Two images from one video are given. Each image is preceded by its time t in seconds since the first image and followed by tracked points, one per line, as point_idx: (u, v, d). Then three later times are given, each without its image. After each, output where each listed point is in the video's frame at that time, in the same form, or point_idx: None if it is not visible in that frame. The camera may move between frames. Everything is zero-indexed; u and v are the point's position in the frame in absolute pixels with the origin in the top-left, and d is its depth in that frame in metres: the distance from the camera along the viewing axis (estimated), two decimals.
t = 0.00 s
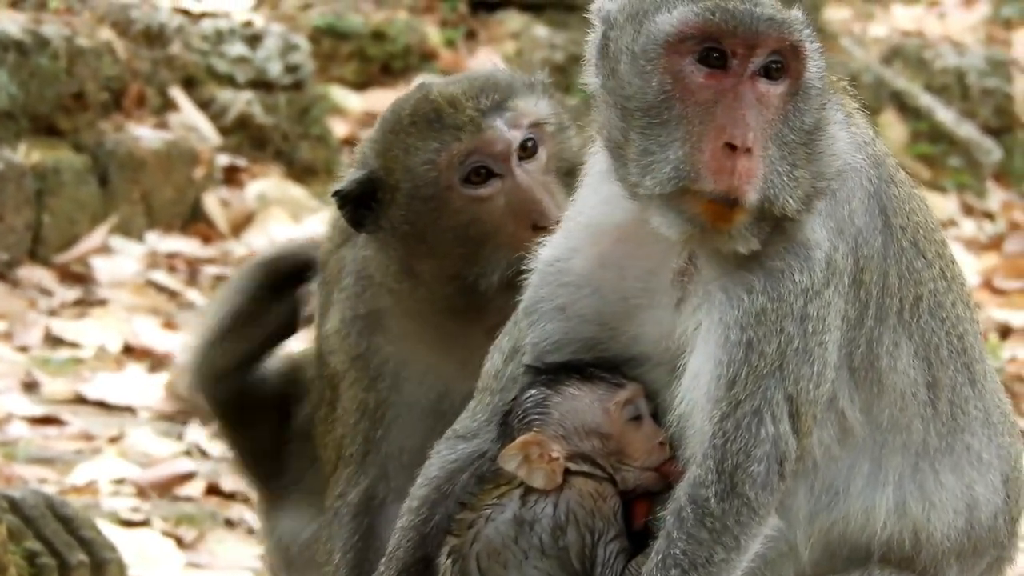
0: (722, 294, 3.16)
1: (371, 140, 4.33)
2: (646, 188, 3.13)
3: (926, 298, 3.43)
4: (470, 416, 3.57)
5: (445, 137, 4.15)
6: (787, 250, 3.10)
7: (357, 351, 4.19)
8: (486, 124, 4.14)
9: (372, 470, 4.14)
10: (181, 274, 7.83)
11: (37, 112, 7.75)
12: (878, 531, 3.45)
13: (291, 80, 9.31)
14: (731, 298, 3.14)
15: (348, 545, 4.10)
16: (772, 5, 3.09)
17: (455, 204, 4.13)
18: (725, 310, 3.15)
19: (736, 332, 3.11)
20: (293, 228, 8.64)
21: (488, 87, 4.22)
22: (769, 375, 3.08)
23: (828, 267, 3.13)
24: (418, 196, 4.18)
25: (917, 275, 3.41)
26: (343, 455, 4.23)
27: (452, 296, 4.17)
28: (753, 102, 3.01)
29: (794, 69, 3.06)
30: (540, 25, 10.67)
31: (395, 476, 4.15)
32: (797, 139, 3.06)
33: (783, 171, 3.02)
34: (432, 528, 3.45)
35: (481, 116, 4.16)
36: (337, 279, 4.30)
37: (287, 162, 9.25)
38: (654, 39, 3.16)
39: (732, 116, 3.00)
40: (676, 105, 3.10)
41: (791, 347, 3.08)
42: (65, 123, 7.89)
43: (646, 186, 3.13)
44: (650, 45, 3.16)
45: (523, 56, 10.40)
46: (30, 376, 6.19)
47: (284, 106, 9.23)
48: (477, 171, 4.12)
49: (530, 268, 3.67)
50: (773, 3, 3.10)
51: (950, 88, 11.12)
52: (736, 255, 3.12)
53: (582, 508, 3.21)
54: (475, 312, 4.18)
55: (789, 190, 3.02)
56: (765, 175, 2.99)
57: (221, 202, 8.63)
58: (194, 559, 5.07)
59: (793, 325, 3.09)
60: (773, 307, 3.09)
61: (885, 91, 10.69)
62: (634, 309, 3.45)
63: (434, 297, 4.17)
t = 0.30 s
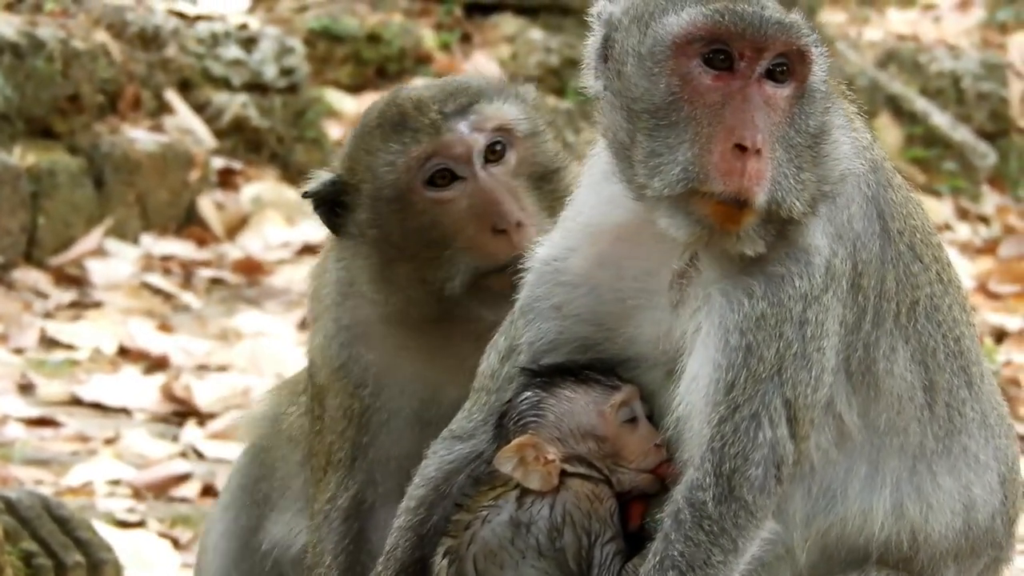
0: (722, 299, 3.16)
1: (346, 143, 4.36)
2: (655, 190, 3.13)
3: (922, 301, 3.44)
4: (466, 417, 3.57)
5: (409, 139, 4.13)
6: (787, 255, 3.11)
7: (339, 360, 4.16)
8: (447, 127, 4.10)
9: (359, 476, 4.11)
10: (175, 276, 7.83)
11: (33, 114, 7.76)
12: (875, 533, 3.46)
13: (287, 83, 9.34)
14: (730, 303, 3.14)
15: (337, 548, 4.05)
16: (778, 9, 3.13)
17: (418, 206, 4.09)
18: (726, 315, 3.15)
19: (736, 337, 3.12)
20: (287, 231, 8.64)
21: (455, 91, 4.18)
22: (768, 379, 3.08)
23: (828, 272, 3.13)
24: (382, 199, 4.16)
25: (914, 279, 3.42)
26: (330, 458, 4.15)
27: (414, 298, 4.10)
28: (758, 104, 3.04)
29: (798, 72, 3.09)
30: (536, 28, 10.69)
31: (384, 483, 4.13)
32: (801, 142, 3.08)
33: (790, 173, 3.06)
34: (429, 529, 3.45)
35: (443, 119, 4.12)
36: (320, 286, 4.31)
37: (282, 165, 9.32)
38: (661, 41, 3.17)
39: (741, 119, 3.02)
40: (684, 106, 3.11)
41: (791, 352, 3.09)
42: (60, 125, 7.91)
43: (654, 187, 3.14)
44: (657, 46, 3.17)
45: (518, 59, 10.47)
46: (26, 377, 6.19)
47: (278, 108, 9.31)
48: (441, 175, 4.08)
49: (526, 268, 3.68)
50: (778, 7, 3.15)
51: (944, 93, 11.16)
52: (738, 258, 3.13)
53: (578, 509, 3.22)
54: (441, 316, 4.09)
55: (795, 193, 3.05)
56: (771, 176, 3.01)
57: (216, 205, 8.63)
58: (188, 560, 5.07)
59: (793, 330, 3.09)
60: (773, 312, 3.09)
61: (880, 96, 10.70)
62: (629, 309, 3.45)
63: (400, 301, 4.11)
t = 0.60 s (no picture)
0: (724, 301, 3.16)
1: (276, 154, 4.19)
2: (666, 186, 3.12)
3: (921, 303, 3.44)
4: (464, 416, 3.56)
5: (325, 156, 3.94)
6: (788, 258, 3.11)
7: (280, 378, 4.03)
8: (364, 143, 3.91)
9: (316, 490, 4.02)
10: (174, 278, 7.82)
11: (31, 115, 7.77)
12: (873, 533, 3.46)
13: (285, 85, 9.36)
14: (732, 305, 3.14)
15: (303, 559, 3.98)
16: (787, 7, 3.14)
17: (335, 219, 3.90)
18: (728, 316, 3.15)
19: (737, 338, 3.12)
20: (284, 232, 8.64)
21: (383, 106, 4.00)
22: (769, 382, 3.08)
23: (829, 274, 3.13)
24: (302, 211, 3.98)
25: (913, 280, 3.42)
26: (285, 471, 4.04)
27: (332, 312, 3.94)
28: (770, 101, 3.04)
29: (807, 70, 3.10)
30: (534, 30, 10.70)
31: (341, 491, 4.06)
32: (810, 141, 3.09)
33: (800, 172, 3.06)
34: (429, 531, 3.45)
35: (362, 134, 3.93)
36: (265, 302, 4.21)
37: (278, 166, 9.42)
38: (670, 38, 3.14)
39: (754, 115, 3.01)
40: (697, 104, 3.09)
41: (792, 354, 3.09)
42: (58, 126, 7.93)
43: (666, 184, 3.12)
44: (667, 41, 3.15)
45: (516, 60, 10.54)
46: (24, 379, 6.19)
47: (276, 109, 9.30)
48: (356, 189, 3.89)
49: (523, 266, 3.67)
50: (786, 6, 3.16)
51: (942, 94, 11.16)
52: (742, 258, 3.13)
53: (576, 511, 3.23)
54: (362, 334, 3.92)
55: (806, 190, 3.07)
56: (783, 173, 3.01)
57: (214, 206, 8.62)
58: (187, 561, 5.07)
59: (794, 332, 3.10)
60: (774, 314, 3.10)
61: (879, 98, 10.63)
62: (627, 307, 3.44)
63: (321, 315, 3.97)
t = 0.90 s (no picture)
0: (731, 303, 3.16)
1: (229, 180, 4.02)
2: (693, 179, 3.12)
3: (920, 301, 3.44)
4: (464, 409, 3.55)
5: (272, 190, 3.75)
6: (792, 261, 3.12)
7: (242, 404, 3.91)
8: (311, 179, 3.71)
9: (289, 503, 3.93)
10: (173, 279, 7.82)
11: (30, 117, 7.78)
12: (872, 527, 3.46)
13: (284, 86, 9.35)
14: (738, 307, 3.14)
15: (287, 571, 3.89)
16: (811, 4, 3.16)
17: (281, 250, 3.73)
18: (734, 318, 3.15)
19: (743, 340, 3.12)
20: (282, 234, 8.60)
21: (335, 140, 3.81)
22: (773, 385, 3.08)
23: (833, 275, 3.13)
24: (250, 241, 3.81)
25: (912, 279, 3.42)
26: (257, 486, 3.95)
27: (281, 339, 3.79)
28: (797, 96, 3.05)
29: (829, 65, 3.12)
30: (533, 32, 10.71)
31: (318, 499, 3.98)
32: (829, 138, 3.10)
33: (822, 168, 3.07)
34: (433, 529, 3.45)
35: (311, 169, 3.73)
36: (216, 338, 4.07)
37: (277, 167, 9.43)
38: (697, 30, 3.14)
39: (784, 109, 3.02)
40: (727, 97, 3.09)
41: (797, 358, 3.10)
42: (57, 129, 7.93)
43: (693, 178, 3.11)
44: (694, 35, 3.15)
45: (515, 61, 10.50)
46: (23, 381, 6.19)
47: (275, 112, 9.24)
48: (303, 224, 3.70)
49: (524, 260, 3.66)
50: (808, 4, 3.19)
51: (941, 95, 11.14)
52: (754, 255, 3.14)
53: (576, 511, 3.23)
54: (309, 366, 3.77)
55: (828, 187, 3.08)
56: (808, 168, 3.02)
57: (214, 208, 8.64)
58: (187, 563, 5.06)
59: (799, 336, 3.10)
60: (780, 317, 3.10)
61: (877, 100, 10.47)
62: (630, 299, 3.43)
63: (271, 342, 3.81)
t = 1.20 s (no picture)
0: (744, 304, 3.15)
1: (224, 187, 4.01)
2: (721, 176, 3.14)
3: (925, 297, 3.45)
4: (465, 403, 3.56)
5: (268, 199, 3.74)
6: (804, 260, 3.12)
7: (233, 409, 3.92)
8: (309, 188, 3.70)
9: (279, 506, 3.94)
10: (171, 279, 7.83)
11: (28, 117, 7.79)
12: (877, 517, 3.46)
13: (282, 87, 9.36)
14: (752, 310, 3.13)
15: (279, 574, 3.91)
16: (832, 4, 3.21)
17: (275, 259, 3.71)
18: (747, 320, 3.14)
19: (756, 341, 3.11)
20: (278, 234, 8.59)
21: (330, 151, 3.81)
22: (785, 388, 3.07)
23: (843, 276, 3.13)
24: (244, 250, 3.79)
25: (917, 276, 3.43)
26: (247, 489, 3.96)
27: (274, 349, 3.78)
28: (821, 94, 3.09)
29: (846, 66, 3.17)
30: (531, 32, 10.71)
31: (307, 502, 3.99)
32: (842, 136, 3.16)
33: (839, 167, 3.13)
34: (435, 525, 3.44)
35: (307, 179, 3.73)
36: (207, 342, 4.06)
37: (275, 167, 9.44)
38: (723, 27, 3.16)
39: (811, 108, 3.06)
40: (754, 95, 3.12)
41: (808, 362, 3.09)
42: (55, 129, 7.93)
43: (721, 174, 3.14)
44: (721, 31, 3.16)
45: (513, 61, 10.51)
46: (20, 382, 6.19)
47: (274, 111, 9.33)
48: (299, 233, 3.68)
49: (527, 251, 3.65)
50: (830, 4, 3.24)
51: (939, 95, 11.13)
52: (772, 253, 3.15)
53: (576, 509, 3.24)
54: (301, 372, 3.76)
55: (846, 186, 3.13)
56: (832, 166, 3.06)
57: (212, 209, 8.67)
58: (183, 564, 5.07)
59: (811, 340, 3.10)
60: (793, 320, 3.09)
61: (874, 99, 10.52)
62: (637, 294, 3.42)
63: (264, 352, 3.80)
